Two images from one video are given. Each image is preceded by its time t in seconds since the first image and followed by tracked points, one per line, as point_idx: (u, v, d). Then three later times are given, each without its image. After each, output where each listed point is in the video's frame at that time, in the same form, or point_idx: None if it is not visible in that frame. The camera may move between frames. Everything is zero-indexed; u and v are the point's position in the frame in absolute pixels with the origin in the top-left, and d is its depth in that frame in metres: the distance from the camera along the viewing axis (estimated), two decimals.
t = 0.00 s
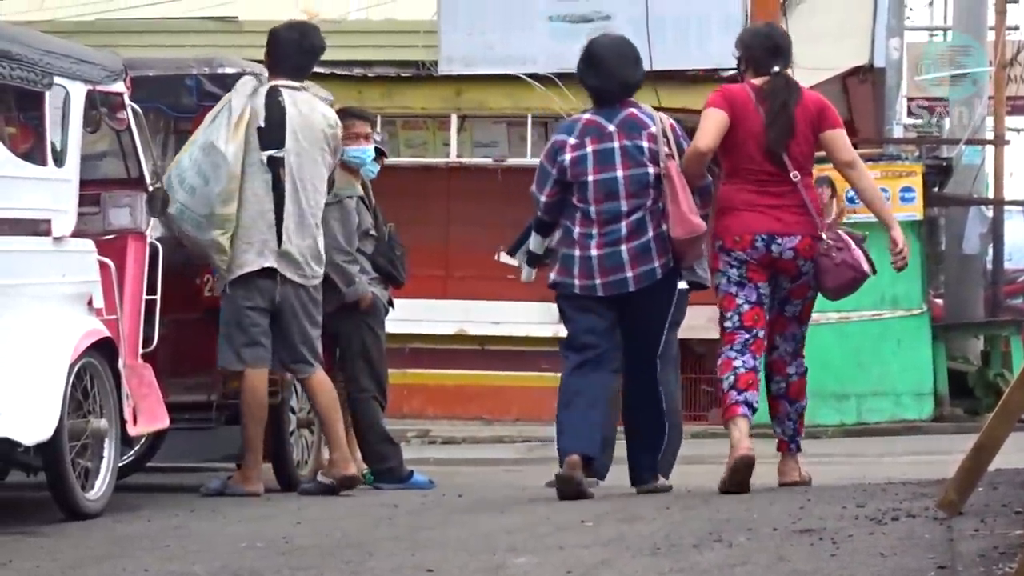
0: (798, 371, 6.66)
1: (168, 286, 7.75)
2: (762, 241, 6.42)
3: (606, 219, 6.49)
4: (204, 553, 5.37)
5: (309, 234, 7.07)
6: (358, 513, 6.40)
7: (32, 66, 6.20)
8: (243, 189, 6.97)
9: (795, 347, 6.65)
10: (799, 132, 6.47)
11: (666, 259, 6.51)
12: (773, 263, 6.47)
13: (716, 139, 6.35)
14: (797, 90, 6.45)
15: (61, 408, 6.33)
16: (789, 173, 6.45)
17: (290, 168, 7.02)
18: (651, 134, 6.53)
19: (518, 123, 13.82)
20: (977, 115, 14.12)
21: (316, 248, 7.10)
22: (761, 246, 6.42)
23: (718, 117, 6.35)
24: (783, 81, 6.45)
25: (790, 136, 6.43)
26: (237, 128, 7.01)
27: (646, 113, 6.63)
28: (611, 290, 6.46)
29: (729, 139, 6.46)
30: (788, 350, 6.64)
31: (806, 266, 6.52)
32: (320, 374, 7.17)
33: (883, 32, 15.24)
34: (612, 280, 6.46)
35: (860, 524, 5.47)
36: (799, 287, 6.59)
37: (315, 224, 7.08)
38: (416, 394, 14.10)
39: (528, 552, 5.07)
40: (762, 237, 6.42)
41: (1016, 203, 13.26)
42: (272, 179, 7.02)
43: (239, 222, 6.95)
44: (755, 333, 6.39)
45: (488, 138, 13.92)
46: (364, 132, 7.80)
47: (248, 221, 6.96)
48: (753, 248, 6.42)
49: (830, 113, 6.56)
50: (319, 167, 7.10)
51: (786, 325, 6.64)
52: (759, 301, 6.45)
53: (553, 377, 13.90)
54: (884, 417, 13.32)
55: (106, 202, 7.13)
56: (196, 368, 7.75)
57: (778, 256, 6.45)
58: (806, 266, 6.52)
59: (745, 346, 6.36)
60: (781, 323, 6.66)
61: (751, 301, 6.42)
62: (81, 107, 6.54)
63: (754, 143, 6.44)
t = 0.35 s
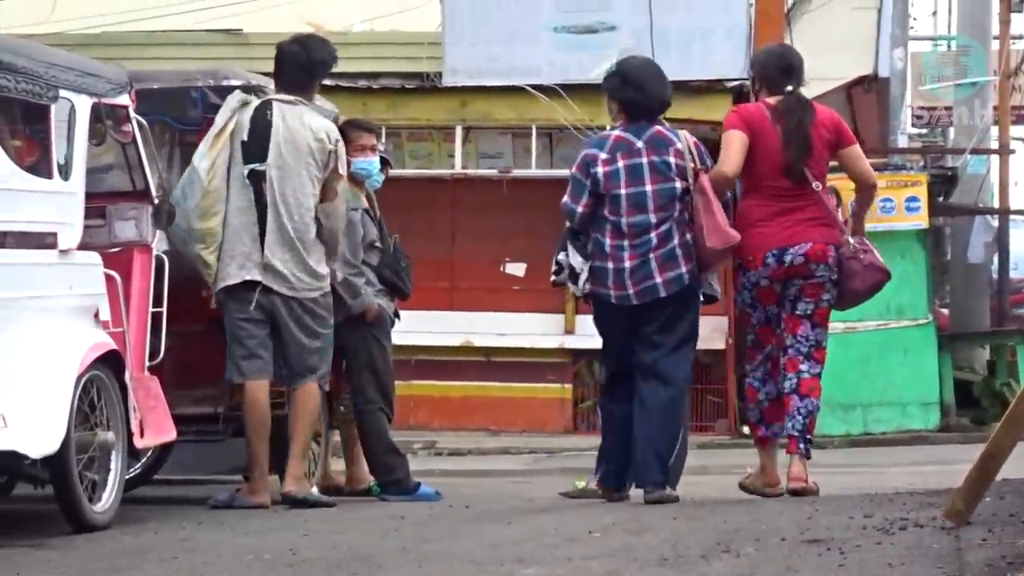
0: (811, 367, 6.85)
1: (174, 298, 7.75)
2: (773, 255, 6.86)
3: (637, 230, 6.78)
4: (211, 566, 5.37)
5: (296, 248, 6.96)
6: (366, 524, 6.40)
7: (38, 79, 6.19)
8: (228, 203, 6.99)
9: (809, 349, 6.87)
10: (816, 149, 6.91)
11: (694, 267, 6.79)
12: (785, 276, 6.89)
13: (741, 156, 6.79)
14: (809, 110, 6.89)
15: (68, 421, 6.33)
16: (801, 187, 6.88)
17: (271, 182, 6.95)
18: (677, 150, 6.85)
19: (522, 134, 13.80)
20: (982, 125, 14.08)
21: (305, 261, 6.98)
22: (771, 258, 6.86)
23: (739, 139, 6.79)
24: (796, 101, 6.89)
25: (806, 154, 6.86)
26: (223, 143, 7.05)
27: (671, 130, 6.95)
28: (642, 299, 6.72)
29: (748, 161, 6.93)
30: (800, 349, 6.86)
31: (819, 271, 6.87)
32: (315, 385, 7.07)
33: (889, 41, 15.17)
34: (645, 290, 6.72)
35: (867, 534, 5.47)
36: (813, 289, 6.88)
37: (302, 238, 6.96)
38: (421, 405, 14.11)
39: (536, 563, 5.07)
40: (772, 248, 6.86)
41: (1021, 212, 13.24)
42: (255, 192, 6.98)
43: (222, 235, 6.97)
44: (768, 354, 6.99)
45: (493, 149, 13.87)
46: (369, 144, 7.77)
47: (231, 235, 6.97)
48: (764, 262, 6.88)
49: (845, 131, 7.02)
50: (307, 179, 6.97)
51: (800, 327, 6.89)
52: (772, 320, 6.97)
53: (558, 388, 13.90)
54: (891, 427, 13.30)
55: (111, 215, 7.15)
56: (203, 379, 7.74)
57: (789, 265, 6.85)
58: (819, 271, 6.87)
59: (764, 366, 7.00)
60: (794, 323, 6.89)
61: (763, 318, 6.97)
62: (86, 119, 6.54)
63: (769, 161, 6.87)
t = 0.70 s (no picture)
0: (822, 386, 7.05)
1: (184, 305, 7.75)
2: (779, 277, 6.97)
3: (644, 248, 6.88)
4: (221, 571, 5.38)
5: (310, 248, 6.90)
6: (376, 530, 6.41)
7: (46, 86, 6.20)
8: (247, 204, 6.99)
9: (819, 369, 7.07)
10: (818, 173, 7.00)
11: (700, 285, 6.91)
12: (794, 298, 7.01)
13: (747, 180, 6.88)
14: (812, 133, 6.98)
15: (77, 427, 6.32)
16: (804, 211, 6.98)
17: (285, 181, 6.91)
18: (686, 170, 6.95)
19: (532, 139, 13.81)
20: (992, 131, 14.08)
21: (320, 261, 6.91)
22: (778, 280, 6.97)
23: (744, 163, 6.88)
24: (799, 126, 6.99)
25: (810, 176, 6.95)
26: (244, 144, 7.06)
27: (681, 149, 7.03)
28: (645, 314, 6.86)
29: (754, 184, 7.03)
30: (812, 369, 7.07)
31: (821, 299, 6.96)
32: (313, 389, 6.98)
33: (898, 47, 15.16)
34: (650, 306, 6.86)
35: (877, 541, 5.46)
36: (818, 315, 7.02)
37: (315, 237, 6.89)
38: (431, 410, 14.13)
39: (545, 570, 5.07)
40: (778, 271, 6.98)
41: None
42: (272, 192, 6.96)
43: (244, 234, 6.98)
44: (781, 365, 7.03)
45: (502, 155, 13.85)
46: (376, 147, 7.80)
47: (250, 235, 6.96)
48: (771, 283, 6.99)
49: (847, 149, 7.10)
50: (318, 181, 6.90)
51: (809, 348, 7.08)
52: (785, 333, 7.04)
53: (568, 393, 13.92)
54: (902, 433, 13.30)
55: (121, 221, 7.18)
56: (212, 386, 7.73)
57: (794, 289, 6.97)
58: (821, 297, 6.96)
59: (777, 379, 7.02)
60: (804, 346, 7.08)
61: (773, 334, 7.03)
62: (96, 126, 6.54)
63: (774, 185, 6.99)
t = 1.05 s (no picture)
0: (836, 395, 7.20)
1: (187, 300, 7.74)
2: (806, 287, 7.02)
3: (673, 259, 7.06)
4: (221, 566, 5.37)
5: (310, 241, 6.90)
6: (377, 525, 6.41)
7: (50, 79, 6.20)
8: (255, 193, 7.08)
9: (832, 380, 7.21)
10: (836, 186, 7.10)
11: (728, 298, 7.06)
12: (817, 309, 7.08)
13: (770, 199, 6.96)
14: (831, 151, 7.08)
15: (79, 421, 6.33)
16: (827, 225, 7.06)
17: (292, 173, 6.94)
18: (715, 189, 7.10)
19: (536, 137, 13.85)
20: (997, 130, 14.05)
21: (320, 255, 6.88)
22: (805, 290, 7.02)
23: (767, 181, 6.96)
24: (818, 143, 7.09)
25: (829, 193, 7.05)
26: (262, 135, 7.18)
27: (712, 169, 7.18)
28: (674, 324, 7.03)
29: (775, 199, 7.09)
30: (826, 379, 7.20)
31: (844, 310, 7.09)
32: (313, 386, 6.93)
33: (903, 45, 15.11)
34: (679, 315, 7.03)
35: (878, 539, 5.46)
36: (838, 326, 7.14)
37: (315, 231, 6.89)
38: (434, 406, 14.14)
39: (546, 566, 5.07)
40: (805, 282, 7.01)
41: None
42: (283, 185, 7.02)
43: (251, 224, 7.04)
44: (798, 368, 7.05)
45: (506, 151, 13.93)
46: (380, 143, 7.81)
47: (255, 225, 7.03)
48: (798, 293, 7.02)
49: (861, 164, 7.16)
50: (321, 174, 6.89)
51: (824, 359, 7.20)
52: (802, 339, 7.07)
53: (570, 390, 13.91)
54: (903, 432, 13.29)
55: (125, 215, 7.28)
56: (213, 381, 7.71)
57: (820, 300, 7.04)
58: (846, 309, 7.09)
59: (790, 381, 7.03)
60: (819, 357, 7.21)
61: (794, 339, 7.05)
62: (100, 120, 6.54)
63: (796, 199, 7.05)
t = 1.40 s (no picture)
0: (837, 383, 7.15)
1: (183, 292, 7.75)
2: (808, 284, 7.17)
3: (689, 251, 7.24)
4: (216, 558, 5.37)
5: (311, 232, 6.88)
6: (373, 517, 6.42)
7: (48, 71, 6.19)
8: (265, 188, 7.08)
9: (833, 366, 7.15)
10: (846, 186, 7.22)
11: (742, 289, 7.23)
12: (822, 301, 7.16)
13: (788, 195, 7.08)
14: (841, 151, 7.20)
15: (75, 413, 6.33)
16: (837, 223, 7.18)
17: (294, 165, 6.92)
18: (733, 186, 7.23)
19: (532, 129, 13.86)
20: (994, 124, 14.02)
21: (322, 246, 6.86)
22: (808, 285, 7.17)
23: (783, 179, 7.08)
24: (826, 144, 7.21)
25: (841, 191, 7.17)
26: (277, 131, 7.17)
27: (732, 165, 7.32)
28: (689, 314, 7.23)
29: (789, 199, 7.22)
30: (827, 366, 7.15)
31: (849, 298, 7.12)
32: (314, 379, 6.91)
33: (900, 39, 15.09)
34: (694, 306, 7.23)
35: (873, 532, 5.46)
36: (843, 314, 7.13)
37: (314, 220, 6.87)
38: (430, 399, 14.15)
39: (539, 558, 5.08)
40: (810, 277, 7.17)
41: None
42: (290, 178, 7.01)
43: (262, 220, 7.06)
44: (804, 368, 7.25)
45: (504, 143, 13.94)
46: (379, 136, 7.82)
47: (265, 219, 7.05)
48: (804, 289, 7.18)
49: (866, 163, 7.31)
50: (318, 164, 6.86)
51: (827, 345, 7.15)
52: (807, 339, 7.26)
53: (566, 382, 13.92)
54: (899, 424, 13.31)
55: (122, 206, 7.26)
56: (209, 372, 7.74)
57: (823, 293, 7.14)
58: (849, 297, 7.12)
59: (798, 384, 7.28)
60: (823, 343, 7.16)
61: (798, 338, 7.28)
62: (97, 112, 6.54)
63: (807, 199, 7.18)
